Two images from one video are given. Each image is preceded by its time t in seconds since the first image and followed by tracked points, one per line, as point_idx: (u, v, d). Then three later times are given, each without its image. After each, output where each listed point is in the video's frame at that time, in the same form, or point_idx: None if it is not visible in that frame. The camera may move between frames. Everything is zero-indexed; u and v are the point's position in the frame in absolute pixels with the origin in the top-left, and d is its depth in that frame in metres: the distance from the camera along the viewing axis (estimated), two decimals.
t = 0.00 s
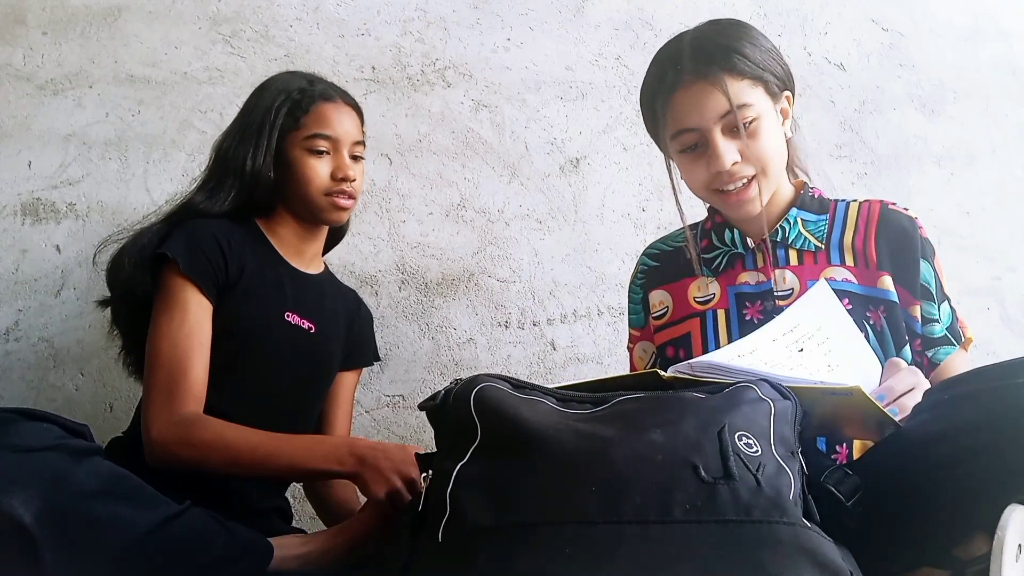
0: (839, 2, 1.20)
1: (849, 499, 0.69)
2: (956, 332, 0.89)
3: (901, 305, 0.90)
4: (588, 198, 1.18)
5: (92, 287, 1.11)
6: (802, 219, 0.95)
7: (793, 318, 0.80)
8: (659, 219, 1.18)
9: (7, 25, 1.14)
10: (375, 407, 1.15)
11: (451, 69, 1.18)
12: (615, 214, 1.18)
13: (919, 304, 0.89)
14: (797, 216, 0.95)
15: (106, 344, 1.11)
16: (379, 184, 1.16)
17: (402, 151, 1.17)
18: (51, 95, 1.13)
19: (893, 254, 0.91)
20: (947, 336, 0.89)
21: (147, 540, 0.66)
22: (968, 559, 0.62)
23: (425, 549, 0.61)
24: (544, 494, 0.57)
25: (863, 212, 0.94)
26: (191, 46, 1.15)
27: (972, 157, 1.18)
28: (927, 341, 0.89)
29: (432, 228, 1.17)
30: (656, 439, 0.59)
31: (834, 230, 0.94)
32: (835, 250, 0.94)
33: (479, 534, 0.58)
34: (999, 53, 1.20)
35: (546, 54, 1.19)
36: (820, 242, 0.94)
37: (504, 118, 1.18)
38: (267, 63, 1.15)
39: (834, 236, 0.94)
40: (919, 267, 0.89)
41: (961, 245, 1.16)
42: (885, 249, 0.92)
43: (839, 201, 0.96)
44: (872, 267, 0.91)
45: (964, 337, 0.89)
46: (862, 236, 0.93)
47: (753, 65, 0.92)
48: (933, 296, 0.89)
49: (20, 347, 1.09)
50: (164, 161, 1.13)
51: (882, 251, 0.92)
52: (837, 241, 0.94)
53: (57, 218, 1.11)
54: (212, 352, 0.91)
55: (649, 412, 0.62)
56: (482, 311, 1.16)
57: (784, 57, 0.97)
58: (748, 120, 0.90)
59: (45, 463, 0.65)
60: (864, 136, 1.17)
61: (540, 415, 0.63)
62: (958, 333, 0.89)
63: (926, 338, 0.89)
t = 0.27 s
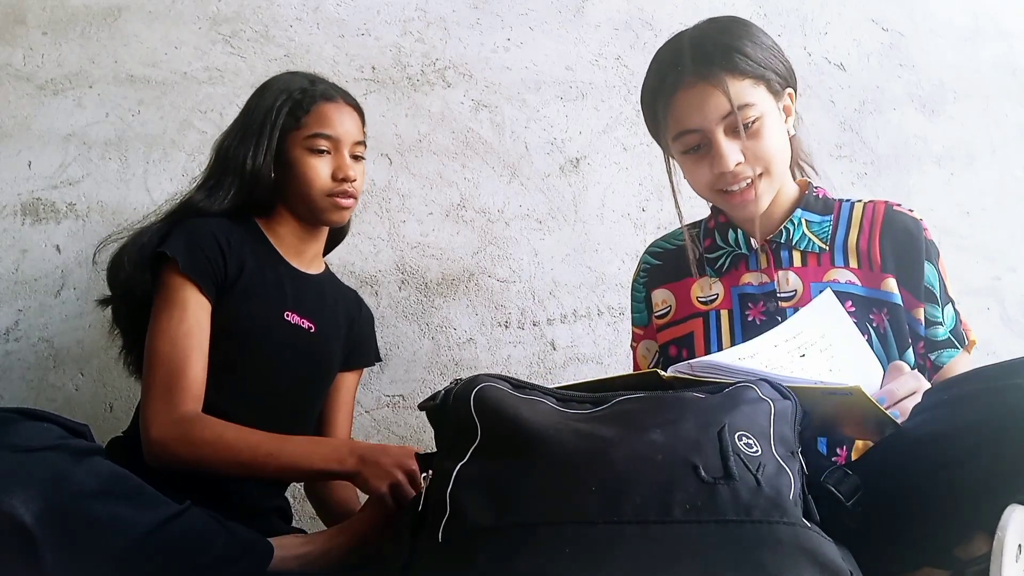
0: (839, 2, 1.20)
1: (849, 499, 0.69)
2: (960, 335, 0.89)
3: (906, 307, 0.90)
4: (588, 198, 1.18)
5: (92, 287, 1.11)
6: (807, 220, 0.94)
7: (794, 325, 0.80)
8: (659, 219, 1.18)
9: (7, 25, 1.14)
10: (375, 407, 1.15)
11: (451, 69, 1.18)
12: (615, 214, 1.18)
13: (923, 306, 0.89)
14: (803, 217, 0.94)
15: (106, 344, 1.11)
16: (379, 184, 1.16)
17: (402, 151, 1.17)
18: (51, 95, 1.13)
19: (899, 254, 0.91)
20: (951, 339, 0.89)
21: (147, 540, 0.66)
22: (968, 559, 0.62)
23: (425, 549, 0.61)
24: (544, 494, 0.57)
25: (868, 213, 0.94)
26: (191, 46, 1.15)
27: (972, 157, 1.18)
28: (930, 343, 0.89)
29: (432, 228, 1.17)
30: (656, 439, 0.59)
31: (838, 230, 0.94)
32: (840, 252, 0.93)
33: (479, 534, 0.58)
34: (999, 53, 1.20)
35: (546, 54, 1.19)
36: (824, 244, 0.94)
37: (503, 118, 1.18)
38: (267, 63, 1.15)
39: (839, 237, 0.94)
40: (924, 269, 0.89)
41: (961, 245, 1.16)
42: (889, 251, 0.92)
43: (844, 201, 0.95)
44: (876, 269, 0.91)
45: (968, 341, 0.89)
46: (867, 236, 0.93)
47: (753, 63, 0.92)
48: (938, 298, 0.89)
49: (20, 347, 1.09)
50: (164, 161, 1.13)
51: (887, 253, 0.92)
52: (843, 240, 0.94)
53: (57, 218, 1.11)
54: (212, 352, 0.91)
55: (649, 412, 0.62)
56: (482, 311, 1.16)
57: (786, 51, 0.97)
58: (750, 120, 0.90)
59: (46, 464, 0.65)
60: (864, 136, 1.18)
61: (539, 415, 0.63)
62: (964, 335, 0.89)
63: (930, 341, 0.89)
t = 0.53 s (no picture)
0: (839, 2, 1.20)
1: (848, 499, 0.71)
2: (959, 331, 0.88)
3: (902, 304, 0.91)
4: (588, 198, 1.18)
5: (92, 287, 1.11)
6: (809, 220, 0.97)
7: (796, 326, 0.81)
8: (659, 219, 1.17)
9: (7, 25, 1.14)
10: (375, 407, 1.15)
11: (451, 69, 1.18)
12: (615, 214, 1.17)
13: (919, 303, 0.90)
14: (805, 217, 0.97)
15: (106, 343, 1.11)
16: (379, 184, 1.16)
17: (402, 151, 1.17)
18: (51, 95, 1.13)
19: (899, 253, 0.93)
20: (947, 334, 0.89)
21: (149, 540, 0.66)
22: (967, 559, 0.63)
23: (424, 548, 0.61)
24: (544, 494, 0.57)
25: (869, 212, 0.96)
26: (191, 46, 1.15)
27: (972, 157, 1.18)
28: (922, 339, 0.90)
29: (432, 228, 1.17)
30: (656, 439, 0.59)
31: (842, 230, 0.96)
32: (842, 254, 0.95)
33: (478, 533, 0.58)
34: (999, 53, 1.20)
35: (546, 54, 1.19)
36: (828, 245, 0.96)
37: (504, 118, 1.18)
38: (267, 63, 1.15)
39: (842, 236, 0.96)
40: (923, 269, 0.91)
41: (961, 245, 1.16)
42: (890, 249, 0.93)
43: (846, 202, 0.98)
44: (875, 267, 0.93)
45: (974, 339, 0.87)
46: (869, 235, 0.95)
47: (766, 64, 0.96)
48: (934, 296, 0.89)
49: (20, 347, 1.09)
50: (164, 161, 1.13)
51: (888, 251, 0.93)
52: (845, 240, 0.96)
53: (57, 218, 1.11)
54: (212, 352, 0.91)
55: (649, 412, 0.62)
56: (482, 311, 1.16)
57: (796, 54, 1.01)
58: (757, 121, 0.95)
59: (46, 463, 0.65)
60: (864, 136, 1.18)
61: (539, 415, 0.63)
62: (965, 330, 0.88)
63: (922, 336, 0.90)
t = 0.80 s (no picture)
0: (839, 3, 1.20)
1: (848, 499, 0.68)
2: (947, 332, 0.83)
3: (890, 306, 0.87)
4: (588, 198, 1.18)
5: (92, 287, 1.11)
6: (807, 221, 0.93)
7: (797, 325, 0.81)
8: (659, 218, 1.19)
9: (7, 25, 1.14)
10: (375, 407, 1.15)
11: (451, 69, 1.18)
12: (615, 214, 1.18)
13: (906, 305, 0.85)
14: (803, 218, 0.93)
15: (106, 344, 1.11)
16: (379, 184, 1.16)
17: (402, 151, 1.17)
18: (51, 95, 1.12)
19: (889, 252, 0.88)
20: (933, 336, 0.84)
21: (147, 540, 0.67)
22: (967, 559, 0.63)
23: (424, 549, 0.61)
24: (544, 494, 0.57)
25: (866, 212, 0.91)
26: (191, 46, 1.15)
27: (972, 157, 1.18)
28: (909, 342, 0.85)
29: (432, 228, 1.17)
30: (656, 439, 0.59)
31: (839, 232, 0.92)
32: (840, 255, 0.91)
33: (478, 534, 0.58)
34: (999, 53, 1.20)
35: (546, 54, 1.19)
36: (825, 246, 0.92)
37: (504, 118, 1.18)
38: (267, 63, 1.15)
39: (839, 237, 0.91)
40: (912, 271, 0.85)
41: (961, 245, 1.16)
42: (884, 249, 0.88)
43: (845, 202, 0.93)
44: (865, 267, 0.89)
45: (962, 340, 0.81)
46: (865, 235, 0.90)
47: (766, 64, 0.90)
48: (921, 297, 0.84)
49: (20, 347, 1.09)
50: (164, 161, 1.13)
51: (879, 251, 0.88)
52: (842, 243, 0.91)
53: (57, 218, 1.11)
54: (212, 352, 0.91)
55: (649, 412, 0.62)
56: (482, 311, 1.16)
57: (799, 54, 0.95)
58: (756, 122, 0.89)
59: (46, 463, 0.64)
60: (864, 136, 1.18)
61: (539, 415, 0.63)
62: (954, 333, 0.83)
63: (909, 338, 0.85)
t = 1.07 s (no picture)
0: (839, 3, 1.20)
1: (847, 500, 0.68)
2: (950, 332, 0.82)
3: (893, 307, 0.86)
4: (588, 198, 1.18)
5: (92, 287, 1.11)
6: (808, 222, 0.92)
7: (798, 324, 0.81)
8: (659, 218, 1.19)
9: (7, 25, 1.14)
10: (375, 407, 1.15)
11: (451, 69, 1.18)
12: (615, 214, 1.18)
13: (909, 306, 0.85)
14: (803, 219, 0.93)
15: (106, 344, 1.11)
16: (379, 184, 1.16)
17: (402, 151, 1.17)
18: (51, 95, 1.12)
19: (891, 253, 0.87)
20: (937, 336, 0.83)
21: (147, 540, 0.67)
22: (967, 559, 0.63)
23: (425, 549, 0.61)
24: (544, 494, 0.57)
25: (867, 213, 0.91)
26: (190, 46, 1.15)
27: (972, 157, 1.18)
28: (913, 342, 0.85)
29: (432, 228, 1.17)
30: (656, 439, 0.59)
31: (840, 232, 0.91)
32: (840, 255, 0.91)
33: (479, 534, 0.58)
34: (999, 53, 1.20)
35: (546, 54, 1.19)
36: (825, 246, 0.92)
37: (504, 118, 1.18)
38: (267, 63, 1.15)
39: (840, 237, 0.91)
40: (913, 271, 0.85)
41: (961, 245, 1.16)
42: (885, 250, 0.88)
43: (846, 203, 0.93)
44: (867, 268, 0.89)
45: (965, 341, 0.81)
46: (866, 236, 0.90)
47: (763, 67, 0.90)
48: (924, 298, 0.84)
49: (20, 347, 1.09)
50: (164, 161, 1.13)
51: (881, 251, 0.88)
52: (843, 244, 0.91)
53: (57, 218, 1.11)
54: (212, 352, 0.91)
55: (649, 412, 0.62)
56: (482, 311, 1.16)
57: (798, 57, 0.94)
58: (753, 125, 0.88)
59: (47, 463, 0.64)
60: (864, 136, 1.18)
61: (539, 415, 0.63)
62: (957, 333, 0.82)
63: (913, 339, 0.85)
